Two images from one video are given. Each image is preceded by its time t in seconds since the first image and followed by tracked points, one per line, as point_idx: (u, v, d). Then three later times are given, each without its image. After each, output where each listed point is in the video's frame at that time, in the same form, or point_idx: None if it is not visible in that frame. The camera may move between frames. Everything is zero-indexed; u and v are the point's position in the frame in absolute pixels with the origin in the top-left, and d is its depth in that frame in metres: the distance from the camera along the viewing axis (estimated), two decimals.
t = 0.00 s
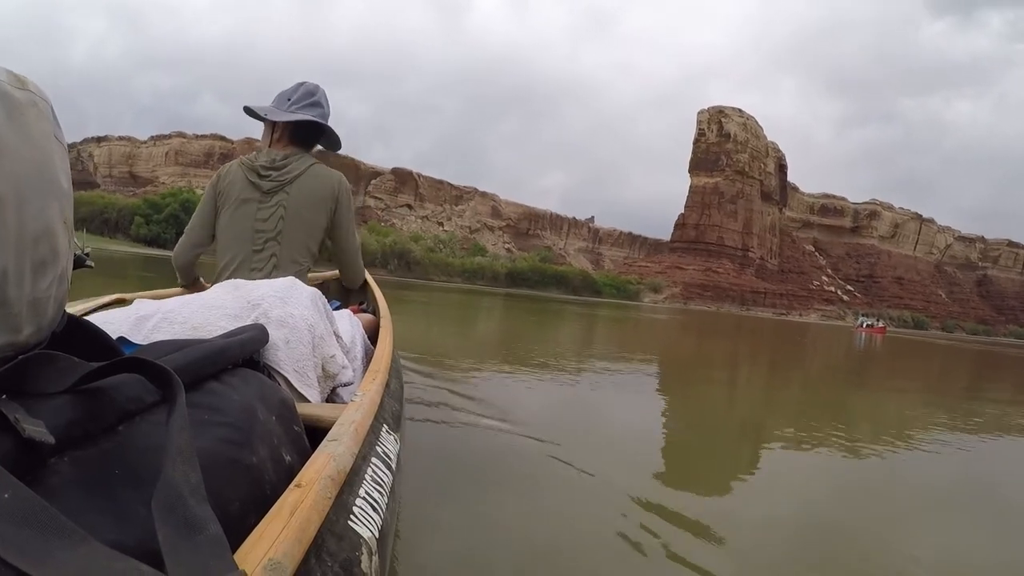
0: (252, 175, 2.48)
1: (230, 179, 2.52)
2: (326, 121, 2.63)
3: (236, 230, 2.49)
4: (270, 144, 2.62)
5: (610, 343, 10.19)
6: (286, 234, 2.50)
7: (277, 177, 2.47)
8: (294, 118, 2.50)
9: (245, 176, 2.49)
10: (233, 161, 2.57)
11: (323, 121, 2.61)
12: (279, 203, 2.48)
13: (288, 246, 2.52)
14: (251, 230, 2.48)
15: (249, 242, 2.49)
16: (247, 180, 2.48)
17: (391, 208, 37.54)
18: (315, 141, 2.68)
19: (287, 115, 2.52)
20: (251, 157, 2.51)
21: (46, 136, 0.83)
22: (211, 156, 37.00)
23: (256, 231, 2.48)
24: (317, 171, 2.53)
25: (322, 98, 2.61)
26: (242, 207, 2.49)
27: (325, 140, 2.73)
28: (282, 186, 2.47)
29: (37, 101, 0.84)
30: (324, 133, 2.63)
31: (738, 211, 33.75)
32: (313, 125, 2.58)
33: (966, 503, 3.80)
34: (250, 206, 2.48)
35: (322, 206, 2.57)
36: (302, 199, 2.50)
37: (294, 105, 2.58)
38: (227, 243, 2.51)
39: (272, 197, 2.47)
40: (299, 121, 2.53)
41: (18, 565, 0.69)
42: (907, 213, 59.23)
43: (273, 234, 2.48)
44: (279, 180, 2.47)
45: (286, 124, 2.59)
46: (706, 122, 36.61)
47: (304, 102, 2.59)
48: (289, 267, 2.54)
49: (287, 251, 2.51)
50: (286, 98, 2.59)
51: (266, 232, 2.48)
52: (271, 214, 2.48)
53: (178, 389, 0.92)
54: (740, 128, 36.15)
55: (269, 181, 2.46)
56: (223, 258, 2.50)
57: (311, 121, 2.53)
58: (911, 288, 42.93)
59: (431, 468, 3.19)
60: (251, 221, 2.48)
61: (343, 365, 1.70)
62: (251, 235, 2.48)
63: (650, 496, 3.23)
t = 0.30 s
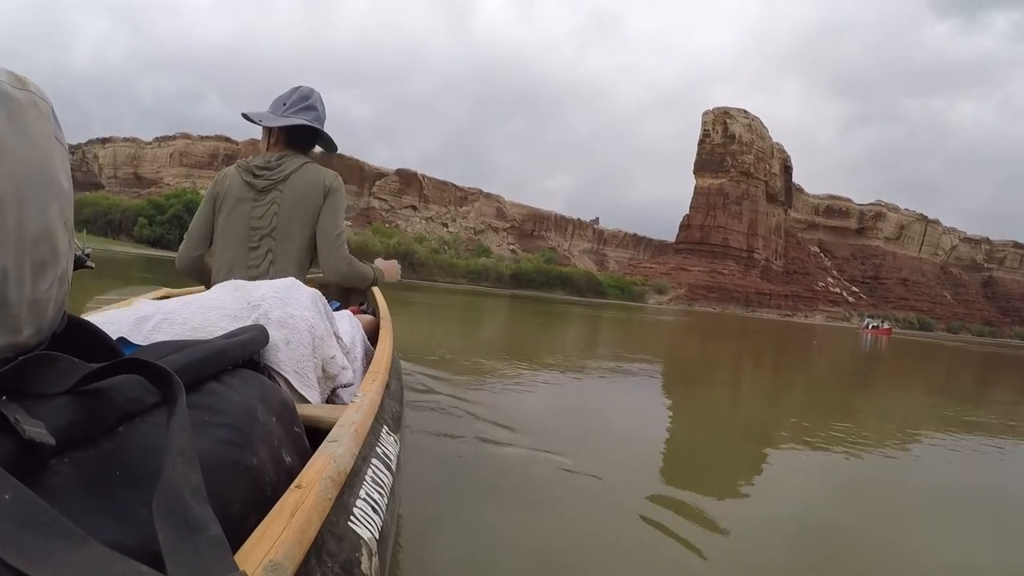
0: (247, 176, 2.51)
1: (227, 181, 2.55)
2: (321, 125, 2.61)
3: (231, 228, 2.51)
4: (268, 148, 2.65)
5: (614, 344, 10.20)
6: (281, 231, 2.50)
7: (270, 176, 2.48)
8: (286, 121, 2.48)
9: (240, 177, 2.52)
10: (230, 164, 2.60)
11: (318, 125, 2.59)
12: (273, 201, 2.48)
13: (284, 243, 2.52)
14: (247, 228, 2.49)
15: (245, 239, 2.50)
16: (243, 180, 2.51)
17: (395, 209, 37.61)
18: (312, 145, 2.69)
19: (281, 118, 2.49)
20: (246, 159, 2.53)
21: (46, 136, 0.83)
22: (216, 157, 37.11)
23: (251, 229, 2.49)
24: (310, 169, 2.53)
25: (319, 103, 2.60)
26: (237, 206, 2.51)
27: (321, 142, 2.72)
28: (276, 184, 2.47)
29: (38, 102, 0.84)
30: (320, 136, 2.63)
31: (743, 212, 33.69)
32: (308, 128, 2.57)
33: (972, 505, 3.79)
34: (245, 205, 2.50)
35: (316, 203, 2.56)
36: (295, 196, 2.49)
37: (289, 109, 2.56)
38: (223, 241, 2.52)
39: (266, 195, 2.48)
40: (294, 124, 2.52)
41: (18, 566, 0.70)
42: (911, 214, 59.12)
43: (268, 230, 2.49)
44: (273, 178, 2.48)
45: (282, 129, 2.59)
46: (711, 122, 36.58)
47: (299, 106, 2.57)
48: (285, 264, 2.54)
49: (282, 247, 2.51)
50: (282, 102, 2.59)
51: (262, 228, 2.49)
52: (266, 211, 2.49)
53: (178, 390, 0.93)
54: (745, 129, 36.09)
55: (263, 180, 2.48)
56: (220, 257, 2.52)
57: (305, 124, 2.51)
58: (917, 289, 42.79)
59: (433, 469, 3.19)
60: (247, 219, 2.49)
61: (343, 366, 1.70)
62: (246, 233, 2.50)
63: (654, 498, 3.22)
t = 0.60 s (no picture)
0: (241, 179, 2.54)
1: (224, 186, 2.59)
2: (316, 122, 2.61)
3: (229, 229, 2.53)
4: (266, 148, 2.68)
5: (618, 343, 10.22)
6: (275, 229, 2.49)
7: (263, 177, 2.51)
8: (279, 122, 2.49)
9: (235, 180, 2.55)
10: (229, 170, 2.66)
11: (312, 123, 2.59)
12: (265, 201, 2.49)
13: (280, 241, 2.51)
14: (242, 228, 2.50)
15: (242, 240, 2.50)
16: (238, 183, 2.54)
17: (399, 211, 37.70)
18: (310, 143, 2.69)
19: (274, 119, 2.51)
20: (241, 162, 2.58)
21: (49, 138, 0.84)
22: (219, 160, 37.25)
23: (246, 229, 2.50)
24: (301, 165, 2.52)
25: (312, 102, 2.61)
26: (233, 208, 2.53)
27: (319, 141, 2.72)
28: (268, 184, 2.48)
29: (41, 105, 0.84)
30: (315, 135, 2.63)
31: (747, 210, 33.61)
32: (301, 126, 2.57)
33: (979, 504, 3.77)
34: (239, 207, 2.52)
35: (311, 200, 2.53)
36: (287, 194, 2.48)
37: (283, 110, 2.58)
38: (223, 244, 2.55)
39: (259, 195, 2.50)
40: (286, 124, 2.53)
41: (17, 567, 0.69)
42: (917, 211, 58.90)
43: (263, 230, 2.49)
44: (265, 178, 2.49)
45: (277, 129, 2.61)
46: (714, 121, 36.56)
47: (292, 106, 2.58)
48: (283, 262, 2.52)
49: (277, 245, 2.50)
50: (277, 103, 2.60)
51: (256, 228, 2.49)
52: (259, 212, 2.50)
53: (180, 391, 0.93)
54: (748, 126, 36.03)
55: (256, 181, 2.50)
56: (220, 259, 2.54)
57: (297, 122, 2.51)
58: (922, 287, 42.69)
59: (435, 469, 3.20)
60: (242, 220, 2.51)
61: (346, 368, 1.71)
62: (242, 234, 2.50)
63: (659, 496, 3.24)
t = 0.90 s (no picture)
0: (246, 179, 2.55)
1: (231, 185, 2.61)
2: (321, 124, 2.59)
3: (234, 229, 2.54)
4: (274, 149, 2.69)
5: (620, 344, 10.23)
6: (280, 230, 2.50)
7: (268, 177, 2.51)
8: (285, 122, 2.49)
9: (241, 180, 2.56)
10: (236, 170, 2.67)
11: (318, 123, 2.58)
12: (271, 201, 2.49)
13: (284, 241, 2.51)
14: (247, 228, 2.51)
15: (246, 240, 2.51)
16: (243, 182, 2.55)
17: (402, 210, 37.75)
18: (317, 143, 2.69)
19: (280, 119, 2.51)
20: (247, 162, 2.58)
21: (52, 138, 0.83)
22: (223, 159, 37.33)
23: (251, 229, 2.50)
24: (306, 164, 2.51)
25: (319, 103, 2.60)
26: (238, 208, 2.54)
27: (326, 141, 2.72)
28: (273, 184, 2.49)
29: (44, 105, 0.84)
30: (321, 135, 2.62)
31: (751, 212, 33.57)
32: (308, 125, 2.57)
33: (982, 506, 3.75)
34: (245, 206, 2.53)
35: (315, 199, 2.52)
36: (292, 193, 2.47)
37: (290, 109, 2.58)
38: (229, 244, 2.56)
39: (264, 195, 2.50)
40: (292, 124, 2.53)
41: (21, 567, 0.69)
42: (921, 213, 58.76)
43: (267, 230, 2.49)
44: (270, 178, 2.49)
45: (284, 129, 2.61)
46: (719, 122, 36.57)
47: (299, 106, 2.57)
48: (287, 262, 2.52)
49: (281, 245, 2.50)
50: (284, 103, 2.60)
51: (260, 228, 2.49)
52: (264, 211, 2.50)
53: (184, 392, 0.93)
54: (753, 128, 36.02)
55: (260, 181, 2.51)
56: (225, 257, 2.55)
57: (303, 122, 2.51)
58: (926, 290, 42.61)
59: (438, 468, 3.21)
60: (246, 220, 2.52)
61: (350, 369, 1.71)
62: (247, 234, 2.51)
63: (663, 498, 3.23)
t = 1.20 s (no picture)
0: (258, 179, 2.53)
1: (238, 185, 2.58)
2: (334, 125, 2.60)
3: (242, 228, 2.51)
4: (284, 149, 2.68)
5: (621, 344, 10.24)
6: (291, 230, 2.49)
7: (281, 177, 2.50)
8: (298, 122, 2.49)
9: (251, 179, 2.54)
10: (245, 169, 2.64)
11: (331, 124, 2.58)
12: (283, 201, 2.48)
13: (296, 242, 2.51)
14: (257, 228, 2.48)
15: (256, 240, 2.49)
16: (254, 182, 2.53)
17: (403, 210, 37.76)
18: (329, 144, 2.69)
19: (293, 120, 2.52)
20: (257, 162, 2.56)
21: (58, 139, 0.83)
22: (223, 159, 37.32)
23: (261, 229, 2.48)
24: (320, 166, 2.53)
25: (332, 105, 2.61)
26: (248, 207, 2.51)
27: (338, 143, 2.72)
28: (287, 184, 2.48)
29: (50, 104, 0.84)
30: (333, 137, 2.63)
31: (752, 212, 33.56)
32: (320, 127, 2.57)
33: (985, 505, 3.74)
34: (255, 206, 2.50)
35: (326, 200, 2.54)
36: (306, 194, 2.49)
37: (303, 111, 2.58)
38: (236, 243, 2.52)
39: (276, 195, 2.49)
40: (307, 125, 2.54)
41: (26, 567, 0.69)
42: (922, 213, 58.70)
43: (279, 231, 2.48)
44: (283, 178, 2.49)
45: (296, 129, 2.60)
46: (720, 122, 36.57)
47: (312, 107, 2.58)
48: (297, 263, 2.52)
49: (293, 246, 2.50)
50: (297, 105, 2.60)
51: (272, 229, 2.48)
52: (276, 211, 2.48)
53: (189, 392, 0.92)
54: (755, 128, 36.00)
55: (273, 181, 2.50)
56: (233, 256, 2.52)
57: (316, 123, 2.52)
58: (927, 290, 42.60)
59: (441, 469, 3.21)
60: (256, 220, 2.49)
61: (355, 369, 1.70)
62: (257, 233, 2.49)
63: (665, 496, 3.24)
